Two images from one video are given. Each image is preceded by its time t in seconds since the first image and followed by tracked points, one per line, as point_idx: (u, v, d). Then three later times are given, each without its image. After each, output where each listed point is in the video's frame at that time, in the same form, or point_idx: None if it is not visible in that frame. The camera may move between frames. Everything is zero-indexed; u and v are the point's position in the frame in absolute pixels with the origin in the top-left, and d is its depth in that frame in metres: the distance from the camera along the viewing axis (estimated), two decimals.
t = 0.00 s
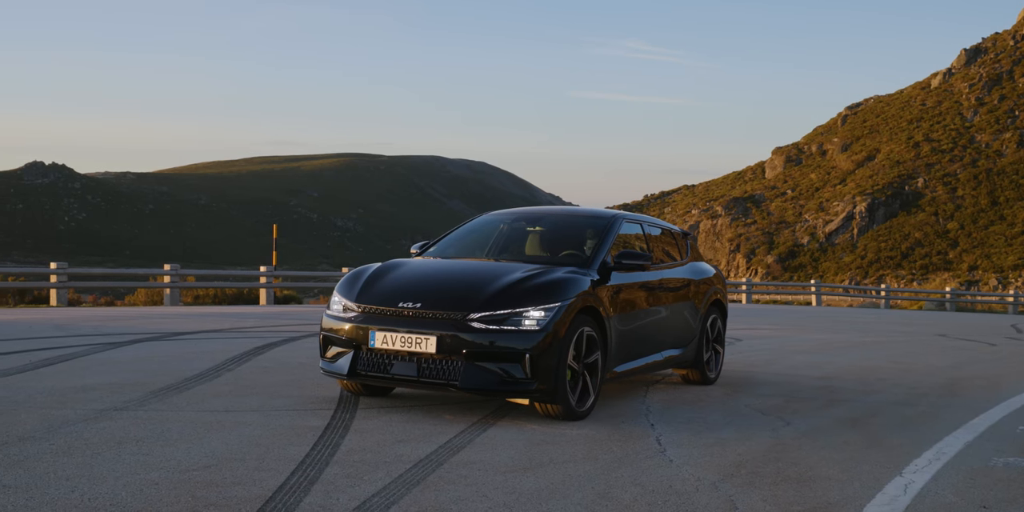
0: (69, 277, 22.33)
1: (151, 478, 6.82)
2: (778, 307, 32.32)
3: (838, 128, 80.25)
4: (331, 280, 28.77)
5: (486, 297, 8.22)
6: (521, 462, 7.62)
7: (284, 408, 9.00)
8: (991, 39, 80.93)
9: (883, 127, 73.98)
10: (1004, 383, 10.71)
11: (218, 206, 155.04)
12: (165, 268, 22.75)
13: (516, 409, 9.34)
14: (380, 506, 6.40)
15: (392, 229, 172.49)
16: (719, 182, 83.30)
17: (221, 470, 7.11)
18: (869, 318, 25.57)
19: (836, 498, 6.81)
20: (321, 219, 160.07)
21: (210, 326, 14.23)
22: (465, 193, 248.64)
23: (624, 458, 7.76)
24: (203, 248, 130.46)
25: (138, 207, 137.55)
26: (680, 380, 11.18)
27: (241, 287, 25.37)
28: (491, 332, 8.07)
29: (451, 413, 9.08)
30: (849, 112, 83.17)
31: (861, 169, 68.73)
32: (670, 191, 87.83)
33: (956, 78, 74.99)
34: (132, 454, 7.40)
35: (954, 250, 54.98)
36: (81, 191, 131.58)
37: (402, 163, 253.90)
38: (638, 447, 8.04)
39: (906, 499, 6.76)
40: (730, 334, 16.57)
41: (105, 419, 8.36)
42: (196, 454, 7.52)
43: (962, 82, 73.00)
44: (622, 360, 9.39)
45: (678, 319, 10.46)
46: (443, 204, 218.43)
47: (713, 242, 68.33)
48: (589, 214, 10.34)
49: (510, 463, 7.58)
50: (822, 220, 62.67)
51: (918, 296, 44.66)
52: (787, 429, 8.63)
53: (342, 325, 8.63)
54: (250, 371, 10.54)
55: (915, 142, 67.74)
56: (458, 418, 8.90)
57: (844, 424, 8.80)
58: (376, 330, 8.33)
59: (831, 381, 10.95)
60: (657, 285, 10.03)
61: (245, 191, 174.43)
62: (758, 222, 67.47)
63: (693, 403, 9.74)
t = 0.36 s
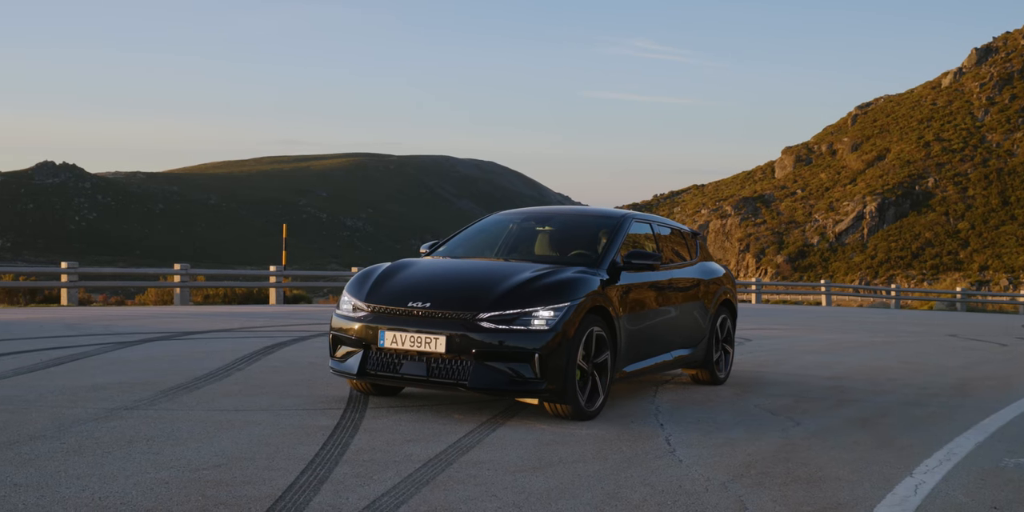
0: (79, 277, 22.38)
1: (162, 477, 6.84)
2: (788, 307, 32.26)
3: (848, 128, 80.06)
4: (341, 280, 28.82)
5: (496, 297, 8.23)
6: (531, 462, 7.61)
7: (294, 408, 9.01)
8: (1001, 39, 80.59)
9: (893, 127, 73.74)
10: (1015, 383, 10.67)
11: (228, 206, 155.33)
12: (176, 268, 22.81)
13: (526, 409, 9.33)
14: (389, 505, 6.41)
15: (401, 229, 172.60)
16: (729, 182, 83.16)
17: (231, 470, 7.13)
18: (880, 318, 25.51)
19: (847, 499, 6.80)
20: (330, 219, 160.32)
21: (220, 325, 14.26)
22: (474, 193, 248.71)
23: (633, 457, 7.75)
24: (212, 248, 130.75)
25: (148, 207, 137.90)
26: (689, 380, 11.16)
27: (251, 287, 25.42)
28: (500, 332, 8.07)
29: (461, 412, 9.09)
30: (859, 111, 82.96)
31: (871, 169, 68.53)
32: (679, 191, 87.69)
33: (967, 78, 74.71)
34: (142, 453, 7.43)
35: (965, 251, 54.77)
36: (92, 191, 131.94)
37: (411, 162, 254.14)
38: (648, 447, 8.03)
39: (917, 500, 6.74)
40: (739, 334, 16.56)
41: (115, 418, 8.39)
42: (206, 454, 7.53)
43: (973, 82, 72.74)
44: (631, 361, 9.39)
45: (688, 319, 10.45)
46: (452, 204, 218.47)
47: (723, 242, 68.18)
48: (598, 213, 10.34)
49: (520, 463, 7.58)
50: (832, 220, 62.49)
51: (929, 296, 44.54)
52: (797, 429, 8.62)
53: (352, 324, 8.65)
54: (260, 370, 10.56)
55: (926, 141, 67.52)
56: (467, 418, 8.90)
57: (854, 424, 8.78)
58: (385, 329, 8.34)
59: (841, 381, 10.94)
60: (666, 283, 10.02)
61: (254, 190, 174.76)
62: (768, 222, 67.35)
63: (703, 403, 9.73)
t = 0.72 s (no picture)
0: (89, 275, 22.46)
1: (171, 476, 6.86)
2: (799, 306, 32.25)
3: (858, 127, 79.77)
4: (349, 279, 28.83)
5: (505, 296, 8.23)
6: (540, 461, 7.62)
7: (303, 407, 9.03)
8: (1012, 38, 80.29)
9: (903, 126, 73.58)
10: None
11: (237, 206, 155.71)
12: (185, 266, 22.85)
13: (534, 408, 9.34)
14: (398, 504, 6.42)
15: (410, 229, 172.74)
16: (737, 181, 83.07)
17: (241, 468, 7.15)
18: (888, 318, 25.41)
19: (856, 498, 6.78)
20: (340, 218, 160.64)
21: (230, 324, 14.29)
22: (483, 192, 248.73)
23: (642, 457, 7.74)
24: (222, 248, 131.15)
25: (157, 206, 138.34)
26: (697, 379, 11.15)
27: (261, 286, 25.46)
28: (509, 331, 8.08)
29: (470, 411, 9.11)
30: (869, 110, 82.67)
31: (881, 168, 68.38)
32: (688, 190, 87.63)
33: (978, 77, 74.43)
34: (152, 451, 7.45)
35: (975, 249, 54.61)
36: (101, 190, 132.43)
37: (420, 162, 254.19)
38: (656, 446, 8.03)
39: (927, 500, 6.73)
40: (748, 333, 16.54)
41: (125, 417, 8.41)
42: (215, 451, 7.56)
43: (983, 81, 72.50)
44: (640, 360, 9.38)
45: (697, 318, 10.45)
46: (461, 203, 218.49)
47: (732, 242, 68.07)
48: (606, 212, 10.34)
49: (529, 462, 7.59)
50: (842, 219, 62.34)
51: (939, 295, 44.47)
52: (806, 429, 8.60)
53: (360, 323, 8.65)
54: (269, 369, 10.60)
55: (936, 141, 67.30)
56: (476, 417, 8.92)
57: (864, 424, 8.76)
58: (394, 329, 8.35)
59: (850, 380, 10.94)
60: (676, 284, 10.02)
61: (263, 189, 175.08)
62: (777, 221, 67.27)
63: (712, 402, 9.72)
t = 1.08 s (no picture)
0: (97, 274, 22.49)
1: (179, 474, 6.88)
2: (807, 305, 32.18)
3: (865, 126, 79.59)
4: (355, 279, 28.84)
5: (512, 295, 8.24)
6: (546, 459, 7.62)
7: (310, 405, 9.05)
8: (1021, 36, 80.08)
9: (911, 125, 73.44)
10: None
11: (244, 205, 155.97)
12: (192, 266, 22.88)
13: (541, 406, 9.33)
14: (405, 503, 6.41)
15: (416, 228, 172.79)
16: (745, 180, 82.97)
17: (248, 467, 7.16)
18: (896, 317, 25.29)
19: (864, 498, 6.77)
20: (347, 217, 160.76)
21: (237, 323, 14.31)
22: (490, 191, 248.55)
23: (648, 456, 7.75)
24: (229, 247, 131.37)
25: (164, 205, 138.60)
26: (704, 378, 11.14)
27: (268, 285, 25.46)
28: (516, 330, 8.07)
29: (477, 410, 9.11)
30: (877, 109, 82.53)
31: (889, 166, 68.25)
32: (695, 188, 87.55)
33: (986, 75, 74.25)
34: (159, 450, 7.46)
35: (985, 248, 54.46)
36: (109, 189, 132.70)
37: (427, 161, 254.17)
38: (663, 446, 8.03)
39: (934, 500, 6.71)
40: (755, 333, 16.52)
41: (133, 416, 8.43)
42: (222, 450, 7.57)
43: (992, 80, 72.32)
44: (647, 361, 9.38)
45: (705, 318, 10.45)
46: (468, 202, 218.39)
47: (739, 240, 67.94)
48: (613, 211, 10.33)
49: (535, 461, 7.59)
50: (850, 218, 62.18)
51: (947, 294, 44.38)
52: (814, 428, 8.59)
53: (368, 322, 8.66)
54: (276, 368, 10.61)
55: (944, 139, 67.14)
56: (483, 416, 8.93)
57: (872, 423, 8.74)
58: (401, 327, 8.36)
59: (858, 379, 10.92)
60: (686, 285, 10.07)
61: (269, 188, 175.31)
62: (784, 220, 67.16)
63: (719, 401, 9.72)
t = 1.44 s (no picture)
0: (102, 273, 22.52)
1: (184, 474, 6.88)
2: (815, 304, 32.13)
3: (871, 125, 79.45)
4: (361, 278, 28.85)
5: (517, 294, 8.24)
6: (552, 459, 7.62)
7: (316, 405, 9.05)
8: None
9: (917, 124, 73.39)
10: None
11: (249, 204, 156.23)
12: (198, 266, 22.90)
13: (546, 406, 9.33)
14: (410, 502, 6.41)
15: (421, 227, 172.83)
16: (750, 180, 82.90)
17: (253, 466, 7.17)
18: (902, 317, 25.26)
19: (870, 498, 6.76)
20: (352, 217, 160.89)
21: (243, 323, 14.31)
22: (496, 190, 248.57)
23: (653, 456, 7.74)
24: (235, 246, 131.62)
25: (170, 204, 138.89)
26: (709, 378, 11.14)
27: (273, 285, 25.47)
28: (521, 329, 8.07)
29: (482, 410, 9.12)
30: (883, 108, 82.44)
31: (894, 165, 68.17)
32: (700, 188, 87.50)
33: (992, 74, 74.16)
34: (165, 449, 7.47)
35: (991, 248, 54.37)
36: (115, 188, 132.99)
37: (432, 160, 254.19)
38: (668, 445, 8.03)
39: (941, 500, 6.70)
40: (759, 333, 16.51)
41: (138, 415, 8.44)
42: (227, 449, 7.58)
43: (998, 79, 72.25)
44: (653, 360, 9.39)
45: (714, 317, 10.37)
46: (473, 201, 218.37)
47: (745, 240, 67.88)
48: (619, 210, 10.32)
49: (541, 460, 7.59)
50: (855, 218, 62.03)
51: (952, 293, 44.37)
52: (819, 428, 8.58)
53: (373, 321, 8.67)
54: (282, 367, 10.62)
55: (950, 139, 67.04)
56: (488, 415, 8.94)
57: (877, 423, 8.72)
58: (407, 327, 8.36)
59: (864, 379, 10.90)
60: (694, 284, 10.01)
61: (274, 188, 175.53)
62: (790, 219, 67.09)
63: (725, 400, 9.70)
